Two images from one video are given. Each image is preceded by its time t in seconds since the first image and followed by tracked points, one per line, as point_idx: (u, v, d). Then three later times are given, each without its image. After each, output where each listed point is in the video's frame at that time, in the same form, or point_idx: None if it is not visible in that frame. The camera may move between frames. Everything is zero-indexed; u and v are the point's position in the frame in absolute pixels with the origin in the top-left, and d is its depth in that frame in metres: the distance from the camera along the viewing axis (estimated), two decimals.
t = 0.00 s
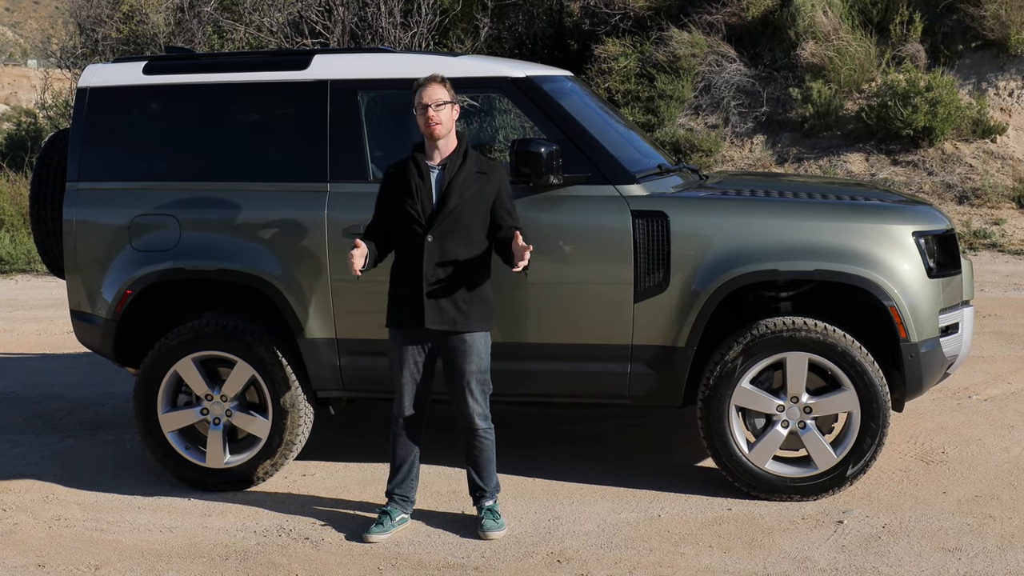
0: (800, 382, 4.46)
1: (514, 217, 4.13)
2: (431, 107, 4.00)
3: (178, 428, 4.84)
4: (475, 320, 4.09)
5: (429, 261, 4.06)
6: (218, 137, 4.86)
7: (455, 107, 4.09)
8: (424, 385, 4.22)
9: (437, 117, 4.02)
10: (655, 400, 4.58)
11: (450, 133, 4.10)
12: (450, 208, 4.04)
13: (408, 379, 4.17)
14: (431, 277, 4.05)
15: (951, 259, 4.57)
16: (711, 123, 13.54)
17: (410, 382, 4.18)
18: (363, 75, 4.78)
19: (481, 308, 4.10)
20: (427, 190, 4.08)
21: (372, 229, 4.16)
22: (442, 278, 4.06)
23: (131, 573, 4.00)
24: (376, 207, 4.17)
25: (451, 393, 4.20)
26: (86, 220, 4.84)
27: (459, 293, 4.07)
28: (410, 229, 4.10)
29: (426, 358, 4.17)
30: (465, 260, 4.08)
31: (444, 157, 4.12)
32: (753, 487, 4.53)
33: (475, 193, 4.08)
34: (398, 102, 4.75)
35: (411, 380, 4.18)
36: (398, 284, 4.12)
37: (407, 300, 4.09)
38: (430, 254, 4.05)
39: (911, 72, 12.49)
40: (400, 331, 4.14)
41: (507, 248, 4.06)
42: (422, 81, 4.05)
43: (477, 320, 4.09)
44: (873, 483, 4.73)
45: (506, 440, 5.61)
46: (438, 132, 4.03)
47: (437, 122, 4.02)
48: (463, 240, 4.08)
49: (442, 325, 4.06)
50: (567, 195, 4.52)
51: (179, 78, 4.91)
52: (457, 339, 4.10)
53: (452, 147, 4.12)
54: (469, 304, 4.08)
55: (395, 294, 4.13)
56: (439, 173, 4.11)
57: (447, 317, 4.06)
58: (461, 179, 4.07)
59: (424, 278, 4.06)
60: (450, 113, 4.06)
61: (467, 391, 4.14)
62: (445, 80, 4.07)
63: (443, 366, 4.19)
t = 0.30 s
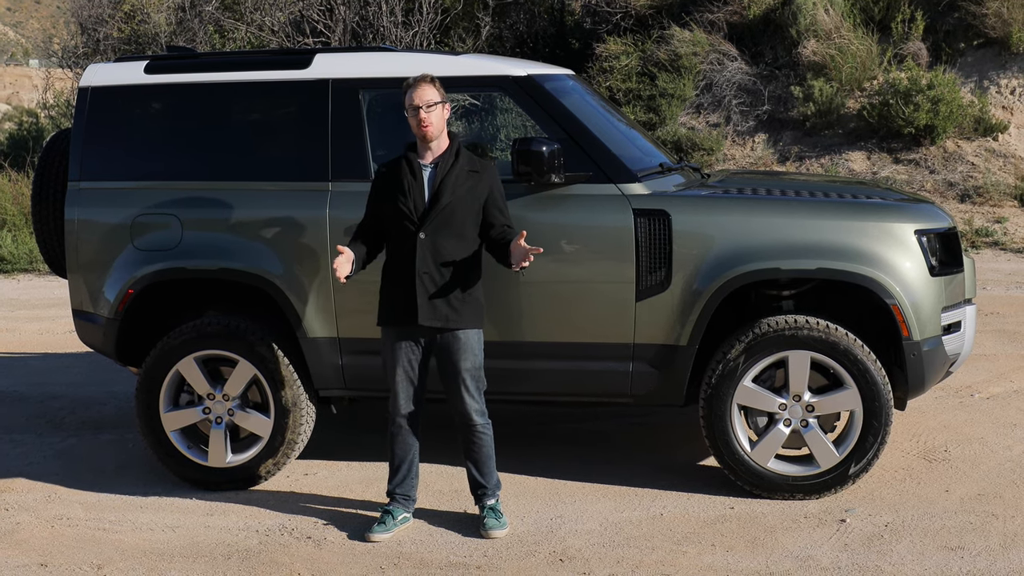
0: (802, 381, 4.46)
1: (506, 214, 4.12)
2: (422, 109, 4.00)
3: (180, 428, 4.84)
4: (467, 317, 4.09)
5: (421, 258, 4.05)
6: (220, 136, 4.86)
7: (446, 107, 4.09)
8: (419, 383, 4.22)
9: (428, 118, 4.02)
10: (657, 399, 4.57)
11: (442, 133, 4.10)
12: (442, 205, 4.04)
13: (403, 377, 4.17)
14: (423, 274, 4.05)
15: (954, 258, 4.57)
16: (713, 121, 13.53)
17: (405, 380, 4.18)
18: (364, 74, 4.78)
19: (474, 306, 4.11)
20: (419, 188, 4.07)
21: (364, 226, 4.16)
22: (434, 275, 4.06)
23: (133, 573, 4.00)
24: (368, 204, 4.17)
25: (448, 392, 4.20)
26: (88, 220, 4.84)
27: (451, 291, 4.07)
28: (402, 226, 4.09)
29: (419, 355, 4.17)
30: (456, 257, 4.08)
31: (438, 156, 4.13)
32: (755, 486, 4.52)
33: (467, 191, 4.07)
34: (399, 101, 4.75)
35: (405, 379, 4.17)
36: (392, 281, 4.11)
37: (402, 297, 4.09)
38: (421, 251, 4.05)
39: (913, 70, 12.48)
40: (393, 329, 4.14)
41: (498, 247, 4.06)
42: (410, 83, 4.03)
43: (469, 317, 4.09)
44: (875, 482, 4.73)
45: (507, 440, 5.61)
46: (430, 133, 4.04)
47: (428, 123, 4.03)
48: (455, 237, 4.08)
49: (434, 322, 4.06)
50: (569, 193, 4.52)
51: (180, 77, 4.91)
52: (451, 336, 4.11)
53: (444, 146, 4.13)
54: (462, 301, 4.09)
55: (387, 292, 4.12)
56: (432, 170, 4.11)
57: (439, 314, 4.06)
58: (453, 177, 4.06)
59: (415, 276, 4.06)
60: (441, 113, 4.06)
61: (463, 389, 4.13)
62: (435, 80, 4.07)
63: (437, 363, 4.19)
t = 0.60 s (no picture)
0: (803, 381, 4.46)
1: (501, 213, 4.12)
2: (417, 108, 4.00)
3: (182, 427, 4.84)
4: (465, 316, 4.09)
5: (417, 258, 4.05)
6: (221, 135, 4.86)
7: (441, 106, 4.08)
8: (417, 382, 4.22)
9: (423, 118, 4.02)
10: (659, 399, 4.57)
11: (437, 132, 4.10)
12: (438, 204, 4.04)
13: (400, 376, 4.17)
14: (420, 274, 4.04)
15: (956, 257, 4.57)
16: (715, 121, 13.52)
17: (402, 379, 4.18)
18: (365, 73, 4.78)
19: (472, 304, 4.11)
20: (415, 187, 4.08)
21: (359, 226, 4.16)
22: (431, 274, 4.06)
23: (135, 572, 4.00)
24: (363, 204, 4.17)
25: (447, 391, 4.20)
26: (89, 219, 4.84)
27: (448, 289, 4.07)
28: (398, 226, 4.09)
29: (416, 353, 4.17)
30: (452, 256, 4.08)
31: (432, 156, 4.11)
32: (757, 486, 4.52)
33: (463, 190, 4.08)
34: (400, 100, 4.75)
35: (402, 377, 4.18)
36: (389, 281, 4.11)
37: (400, 297, 4.08)
38: (417, 250, 4.05)
39: (915, 70, 12.47)
40: (389, 328, 4.14)
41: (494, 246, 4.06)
42: (406, 82, 4.05)
43: (466, 316, 4.09)
44: (876, 482, 4.73)
45: (508, 439, 5.60)
46: (425, 132, 4.03)
47: (423, 123, 4.02)
48: (451, 237, 4.08)
49: (432, 322, 4.05)
50: (570, 192, 4.52)
51: (182, 76, 4.92)
52: (448, 334, 4.11)
53: (440, 146, 4.12)
54: (459, 300, 4.08)
55: (385, 292, 4.12)
56: (427, 170, 4.11)
57: (437, 313, 4.05)
58: (449, 176, 4.06)
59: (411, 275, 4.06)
60: (436, 112, 4.06)
61: (461, 387, 4.13)
62: (430, 80, 4.07)
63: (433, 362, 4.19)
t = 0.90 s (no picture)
0: (805, 380, 4.46)
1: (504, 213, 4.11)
2: (418, 108, 4.00)
3: (184, 426, 4.85)
4: (470, 315, 4.09)
5: (422, 258, 4.04)
6: (222, 134, 4.86)
7: (442, 106, 4.08)
8: (419, 381, 4.22)
9: (425, 118, 4.02)
10: (660, 398, 4.57)
11: (438, 131, 4.10)
12: (441, 204, 4.03)
13: (403, 376, 4.18)
14: (424, 274, 4.04)
15: (957, 256, 4.56)
16: (716, 120, 13.51)
17: (405, 378, 4.18)
18: (367, 72, 4.78)
19: (476, 303, 4.11)
20: (418, 187, 4.07)
21: (362, 226, 4.16)
22: (435, 274, 4.05)
23: (136, 571, 4.00)
24: (366, 204, 4.16)
25: (450, 390, 4.20)
26: (90, 219, 4.84)
27: (453, 289, 4.06)
28: (402, 226, 4.09)
29: (419, 352, 4.17)
30: (456, 255, 4.07)
31: (435, 154, 4.13)
32: (758, 485, 4.52)
33: (466, 190, 4.07)
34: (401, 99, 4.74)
35: (404, 376, 4.17)
36: (394, 281, 4.11)
37: (404, 297, 4.08)
38: (421, 250, 4.04)
39: (916, 68, 12.46)
40: (393, 327, 4.14)
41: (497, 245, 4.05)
42: (408, 82, 4.04)
43: (471, 315, 4.09)
44: (878, 481, 4.73)
45: (510, 438, 5.60)
46: (427, 132, 4.04)
47: (425, 123, 4.02)
48: (454, 237, 4.07)
49: (437, 322, 4.04)
50: (572, 191, 4.52)
51: (183, 76, 4.92)
52: (451, 334, 4.11)
53: (441, 145, 4.13)
54: (464, 299, 4.08)
55: (389, 292, 4.12)
56: (430, 170, 4.11)
57: (442, 313, 4.05)
58: (451, 176, 4.05)
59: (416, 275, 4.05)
60: (437, 112, 4.06)
61: (465, 386, 4.14)
62: (431, 79, 4.07)
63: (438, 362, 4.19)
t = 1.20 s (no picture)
0: (806, 379, 4.45)
1: (508, 212, 4.11)
2: (421, 108, 4.00)
3: (184, 426, 4.85)
4: (476, 315, 4.09)
5: (428, 258, 4.04)
6: (223, 134, 4.86)
7: (445, 105, 4.09)
8: (423, 380, 4.22)
9: (428, 118, 4.02)
10: (661, 397, 4.57)
11: (442, 131, 4.10)
12: (446, 204, 4.03)
13: (408, 376, 4.17)
14: (430, 274, 4.03)
15: (957, 255, 4.56)
16: (717, 119, 13.51)
17: (409, 378, 4.18)
18: (367, 71, 4.78)
19: (481, 303, 4.11)
20: (423, 187, 4.07)
21: (366, 225, 4.15)
22: (442, 274, 4.05)
23: (137, 571, 4.00)
24: (370, 204, 4.16)
25: (453, 390, 4.20)
26: (90, 219, 4.84)
27: (458, 289, 4.06)
28: (407, 225, 4.08)
29: (425, 352, 4.17)
30: (461, 255, 4.07)
31: (438, 154, 4.13)
32: (759, 484, 4.52)
33: (470, 189, 4.07)
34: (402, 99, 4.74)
35: (409, 376, 4.17)
36: (399, 281, 4.10)
37: (410, 297, 4.08)
38: (427, 249, 4.03)
39: (917, 68, 12.46)
40: (399, 327, 4.14)
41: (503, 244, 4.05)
42: (411, 80, 4.03)
43: (477, 314, 4.09)
44: (879, 480, 4.72)
45: (510, 438, 5.60)
46: (430, 131, 4.04)
47: (428, 123, 4.03)
48: (459, 236, 4.07)
49: (443, 322, 4.05)
50: (573, 191, 4.52)
51: (183, 75, 4.92)
52: (455, 334, 4.11)
53: (445, 145, 4.13)
54: (470, 299, 4.08)
55: (395, 292, 4.11)
56: (434, 169, 4.11)
57: (448, 313, 4.04)
58: (455, 176, 4.06)
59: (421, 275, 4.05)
60: (440, 112, 4.06)
61: (469, 385, 4.14)
62: (435, 78, 4.06)
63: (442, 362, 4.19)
